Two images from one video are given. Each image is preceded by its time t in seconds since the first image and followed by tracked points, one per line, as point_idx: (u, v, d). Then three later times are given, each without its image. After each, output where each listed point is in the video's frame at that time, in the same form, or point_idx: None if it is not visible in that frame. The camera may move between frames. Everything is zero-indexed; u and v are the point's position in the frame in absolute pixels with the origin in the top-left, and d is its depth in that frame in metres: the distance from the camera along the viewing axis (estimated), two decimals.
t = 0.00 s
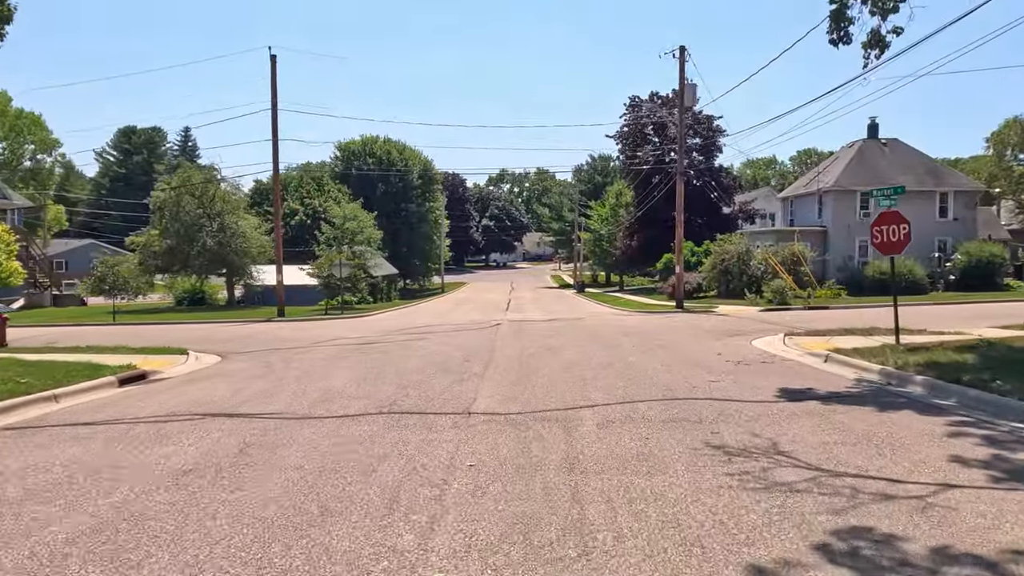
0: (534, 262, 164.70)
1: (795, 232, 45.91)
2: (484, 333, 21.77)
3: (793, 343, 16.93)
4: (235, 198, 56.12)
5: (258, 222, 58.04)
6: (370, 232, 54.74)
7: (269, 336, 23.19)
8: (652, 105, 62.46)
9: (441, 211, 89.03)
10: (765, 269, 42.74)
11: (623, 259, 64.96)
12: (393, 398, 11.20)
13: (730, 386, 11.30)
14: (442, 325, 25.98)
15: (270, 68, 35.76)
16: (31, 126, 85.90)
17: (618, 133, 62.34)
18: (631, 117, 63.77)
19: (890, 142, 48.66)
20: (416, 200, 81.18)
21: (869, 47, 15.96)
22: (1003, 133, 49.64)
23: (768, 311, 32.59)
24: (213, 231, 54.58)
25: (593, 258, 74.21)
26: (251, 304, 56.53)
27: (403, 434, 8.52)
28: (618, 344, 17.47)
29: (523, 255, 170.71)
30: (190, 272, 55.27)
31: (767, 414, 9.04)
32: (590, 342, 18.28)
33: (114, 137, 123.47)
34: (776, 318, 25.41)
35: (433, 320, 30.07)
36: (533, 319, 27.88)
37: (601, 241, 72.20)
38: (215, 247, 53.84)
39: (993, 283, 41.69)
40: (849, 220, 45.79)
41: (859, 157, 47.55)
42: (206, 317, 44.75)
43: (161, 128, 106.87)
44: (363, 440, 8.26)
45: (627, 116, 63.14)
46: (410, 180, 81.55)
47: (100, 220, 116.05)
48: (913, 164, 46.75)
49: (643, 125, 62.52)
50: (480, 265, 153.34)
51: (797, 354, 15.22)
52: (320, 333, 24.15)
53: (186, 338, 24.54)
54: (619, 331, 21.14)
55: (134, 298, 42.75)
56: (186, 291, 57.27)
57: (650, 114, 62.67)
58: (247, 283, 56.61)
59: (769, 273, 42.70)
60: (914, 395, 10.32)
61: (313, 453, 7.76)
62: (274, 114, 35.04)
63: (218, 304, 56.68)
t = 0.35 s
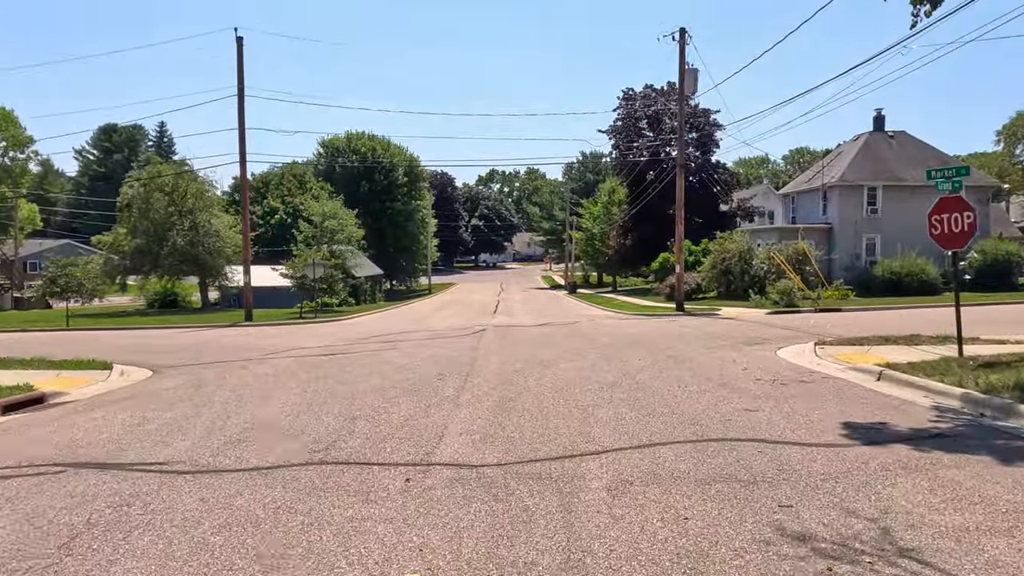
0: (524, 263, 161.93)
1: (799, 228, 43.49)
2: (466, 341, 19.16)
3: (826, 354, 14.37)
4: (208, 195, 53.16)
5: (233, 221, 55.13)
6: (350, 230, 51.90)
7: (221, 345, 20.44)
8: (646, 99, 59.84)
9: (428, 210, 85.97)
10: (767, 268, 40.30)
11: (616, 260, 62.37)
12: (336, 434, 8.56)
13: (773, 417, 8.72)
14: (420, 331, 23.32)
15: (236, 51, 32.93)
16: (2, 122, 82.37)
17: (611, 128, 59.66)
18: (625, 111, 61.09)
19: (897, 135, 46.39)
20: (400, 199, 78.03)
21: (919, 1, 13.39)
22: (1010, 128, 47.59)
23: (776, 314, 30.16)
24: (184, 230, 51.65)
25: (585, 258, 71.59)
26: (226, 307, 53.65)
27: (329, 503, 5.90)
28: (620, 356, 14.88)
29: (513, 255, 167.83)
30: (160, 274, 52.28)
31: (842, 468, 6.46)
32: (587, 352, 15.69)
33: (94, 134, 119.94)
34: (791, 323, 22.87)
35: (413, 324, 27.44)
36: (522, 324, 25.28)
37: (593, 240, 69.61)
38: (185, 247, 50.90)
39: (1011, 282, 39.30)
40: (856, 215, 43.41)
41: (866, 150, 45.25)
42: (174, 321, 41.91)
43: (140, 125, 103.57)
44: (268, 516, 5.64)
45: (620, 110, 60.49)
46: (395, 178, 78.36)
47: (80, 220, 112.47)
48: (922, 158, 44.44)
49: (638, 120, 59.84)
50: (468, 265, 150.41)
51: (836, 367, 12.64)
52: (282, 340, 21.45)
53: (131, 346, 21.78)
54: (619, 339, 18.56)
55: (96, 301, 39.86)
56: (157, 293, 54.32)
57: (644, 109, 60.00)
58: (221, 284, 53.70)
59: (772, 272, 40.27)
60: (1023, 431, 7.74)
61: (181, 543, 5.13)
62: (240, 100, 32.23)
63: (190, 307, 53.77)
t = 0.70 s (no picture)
0: (516, 263, 159.38)
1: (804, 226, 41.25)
2: (443, 350, 16.73)
3: (870, 371, 11.99)
4: (181, 191, 50.44)
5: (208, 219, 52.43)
6: (330, 229, 49.22)
7: (166, 356, 17.93)
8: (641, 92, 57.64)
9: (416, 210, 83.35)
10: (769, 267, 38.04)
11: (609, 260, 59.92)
12: (232, 501, 6.09)
13: (847, 472, 6.27)
14: (395, 338, 20.86)
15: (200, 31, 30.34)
16: None
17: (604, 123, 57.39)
18: (618, 106, 58.84)
19: (905, 128, 44.25)
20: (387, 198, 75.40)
21: None
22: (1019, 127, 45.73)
23: (785, 318, 27.85)
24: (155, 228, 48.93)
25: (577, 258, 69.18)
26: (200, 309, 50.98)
27: None
28: (622, 370, 12.49)
29: (504, 255, 165.28)
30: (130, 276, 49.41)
31: None
32: (583, 366, 13.31)
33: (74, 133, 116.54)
34: (808, 330, 20.54)
35: (389, 330, 24.93)
36: (508, 329, 22.90)
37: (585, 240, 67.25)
38: (156, 246, 48.08)
39: None
40: (864, 213, 41.23)
41: (873, 144, 43.10)
42: (140, 324, 39.28)
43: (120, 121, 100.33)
44: None
45: (614, 104, 58.26)
46: (380, 175, 75.58)
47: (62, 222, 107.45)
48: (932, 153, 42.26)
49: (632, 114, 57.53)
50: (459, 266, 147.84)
51: (894, 391, 10.22)
52: (236, 349, 18.93)
53: (65, 356, 19.21)
54: (619, 347, 16.18)
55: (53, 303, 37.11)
56: (128, 295, 51.60)
57: (638, 103, 57.75)
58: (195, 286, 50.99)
59: (774, 272, 38.02)
60: None
61: None
62: (203, 84, 29.61)
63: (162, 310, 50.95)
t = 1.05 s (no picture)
0: (508, 263, 157.42)
1: (809, 224, 39.23)
2: (417, 362, 14.57)
3: (928, 393, 9.86)
4: (156, 188, 48.07)
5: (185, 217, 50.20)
6: (312, 228, 46.90)
7: (104, 368, 15.72)
8: (637, 86, 55.56)
9: (405, 209, 81.07)
10: (774, 267, 36.03)
11: (604, 260, 57.81)
12: None
13: (983, 574, 4.15)
14: (368, 345, 18.68)
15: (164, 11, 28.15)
16: None
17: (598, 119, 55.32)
18: (614, 100, 56.77)
19: (914, 122, 42.28)
20: (374, 196, 73.20)
21: None
22: None
23: (796, 322, 25.78)
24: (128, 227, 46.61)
25: (571, 259, 67.07)
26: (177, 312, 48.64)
27: None
28: (626, 391, 10.36)
29: (496, 256, 163.12)
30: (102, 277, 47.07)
31: None
32: (579, 384, 11.18)
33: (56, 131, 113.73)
34: (830, 337, 18.43)
35: (365, 336, 22.74)
36: (496, 335, 20.76)
37: (579, 239, 65.08)
38: (129, 245, 45.69)
39: None
40: (871, 210, 39.23)
41: (880, 138, 41.13)
42: (108, 326, 37.03)
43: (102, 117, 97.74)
44: None
45: (608, 100, 56.21)
46: (367, 173, 73.22)
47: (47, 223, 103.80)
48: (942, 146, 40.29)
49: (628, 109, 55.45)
50: (451, 267, 145.63)
51: (975, 422, 8.04)
52: (185, 359, 16.72)
53: None
54: (621, 358, 14.05)
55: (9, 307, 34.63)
56: (101, 297, 49.39)
57: (635, 97, 55.68)
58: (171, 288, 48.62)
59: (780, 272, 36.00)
60: None
61: None
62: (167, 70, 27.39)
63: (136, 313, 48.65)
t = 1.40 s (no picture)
0: (502, 264, 155.45)
1: (815, 222, 37.45)
2: (390, 375, 12.64)
3: (1010, 421, 7.95)
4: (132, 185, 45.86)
5: (164, 215, 48.21)
6: (296, 227, 44.86)
7: (32, 382, 13.75)
8: (634, 81, 53.72)
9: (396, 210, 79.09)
10: (779, 266, 34.26)
11: (600, 261, 55.90)
12: None
13: None
14: (340, 354, 16.73)
15: None
16: None
17: (594, 115, 53.45)
18: (610, 96, 54.95)
19: (923, 116, 40.51)
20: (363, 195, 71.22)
21: None
22: None
23: (809, 326, 23.91)
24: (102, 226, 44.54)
25: (566, 259, 65.20)
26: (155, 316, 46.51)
27: None
28: (637, 418, 8.44)
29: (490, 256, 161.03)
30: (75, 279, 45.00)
31: None
32: (577, 406, 9.30)
33: (41, 128, 111.35)
34: (855, 344, 16.55)
35: (341, 343, 20.78)
36: (484, 342, 18.86)
37: (574, 239, 63.17)
38: (102, 245, 43.73)
39: None
40: (881, 207, 37.45)
41: (888, 132, 39.35)
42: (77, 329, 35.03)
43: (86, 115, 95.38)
44: None
45: (605, 95, 54.35)
46: (355, 172, 71.14)
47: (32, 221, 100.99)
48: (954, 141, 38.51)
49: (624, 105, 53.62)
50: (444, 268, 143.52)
51: None
52: (130, 371, 14.76)
53: None
54: (626, 372, 12.17)
55: None
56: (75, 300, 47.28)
57: (631, 93, 53.85)
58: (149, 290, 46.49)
59: (785, 272, 34.23)
60: None
61: None
62: (131, 54, 25.43)
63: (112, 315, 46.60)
